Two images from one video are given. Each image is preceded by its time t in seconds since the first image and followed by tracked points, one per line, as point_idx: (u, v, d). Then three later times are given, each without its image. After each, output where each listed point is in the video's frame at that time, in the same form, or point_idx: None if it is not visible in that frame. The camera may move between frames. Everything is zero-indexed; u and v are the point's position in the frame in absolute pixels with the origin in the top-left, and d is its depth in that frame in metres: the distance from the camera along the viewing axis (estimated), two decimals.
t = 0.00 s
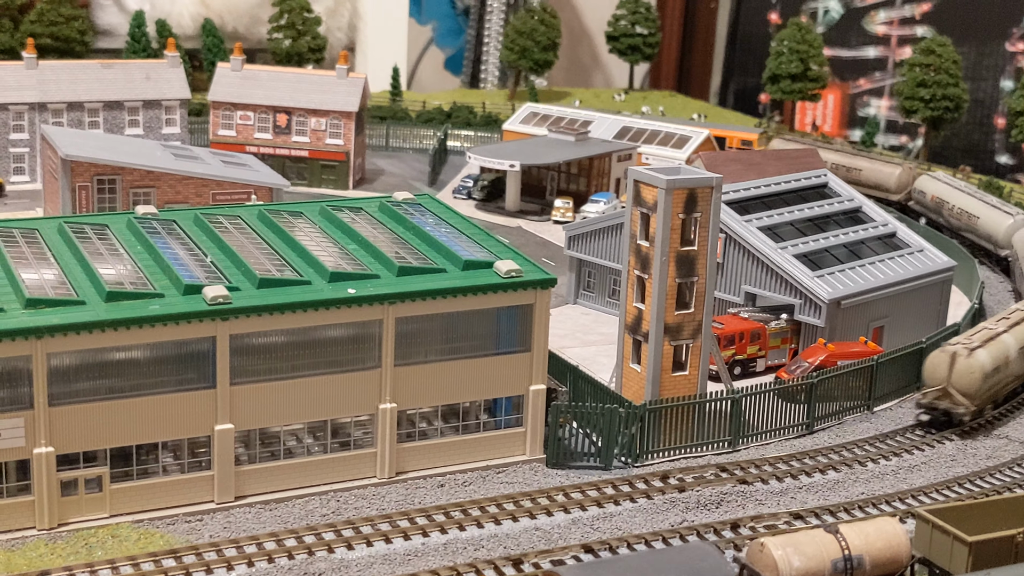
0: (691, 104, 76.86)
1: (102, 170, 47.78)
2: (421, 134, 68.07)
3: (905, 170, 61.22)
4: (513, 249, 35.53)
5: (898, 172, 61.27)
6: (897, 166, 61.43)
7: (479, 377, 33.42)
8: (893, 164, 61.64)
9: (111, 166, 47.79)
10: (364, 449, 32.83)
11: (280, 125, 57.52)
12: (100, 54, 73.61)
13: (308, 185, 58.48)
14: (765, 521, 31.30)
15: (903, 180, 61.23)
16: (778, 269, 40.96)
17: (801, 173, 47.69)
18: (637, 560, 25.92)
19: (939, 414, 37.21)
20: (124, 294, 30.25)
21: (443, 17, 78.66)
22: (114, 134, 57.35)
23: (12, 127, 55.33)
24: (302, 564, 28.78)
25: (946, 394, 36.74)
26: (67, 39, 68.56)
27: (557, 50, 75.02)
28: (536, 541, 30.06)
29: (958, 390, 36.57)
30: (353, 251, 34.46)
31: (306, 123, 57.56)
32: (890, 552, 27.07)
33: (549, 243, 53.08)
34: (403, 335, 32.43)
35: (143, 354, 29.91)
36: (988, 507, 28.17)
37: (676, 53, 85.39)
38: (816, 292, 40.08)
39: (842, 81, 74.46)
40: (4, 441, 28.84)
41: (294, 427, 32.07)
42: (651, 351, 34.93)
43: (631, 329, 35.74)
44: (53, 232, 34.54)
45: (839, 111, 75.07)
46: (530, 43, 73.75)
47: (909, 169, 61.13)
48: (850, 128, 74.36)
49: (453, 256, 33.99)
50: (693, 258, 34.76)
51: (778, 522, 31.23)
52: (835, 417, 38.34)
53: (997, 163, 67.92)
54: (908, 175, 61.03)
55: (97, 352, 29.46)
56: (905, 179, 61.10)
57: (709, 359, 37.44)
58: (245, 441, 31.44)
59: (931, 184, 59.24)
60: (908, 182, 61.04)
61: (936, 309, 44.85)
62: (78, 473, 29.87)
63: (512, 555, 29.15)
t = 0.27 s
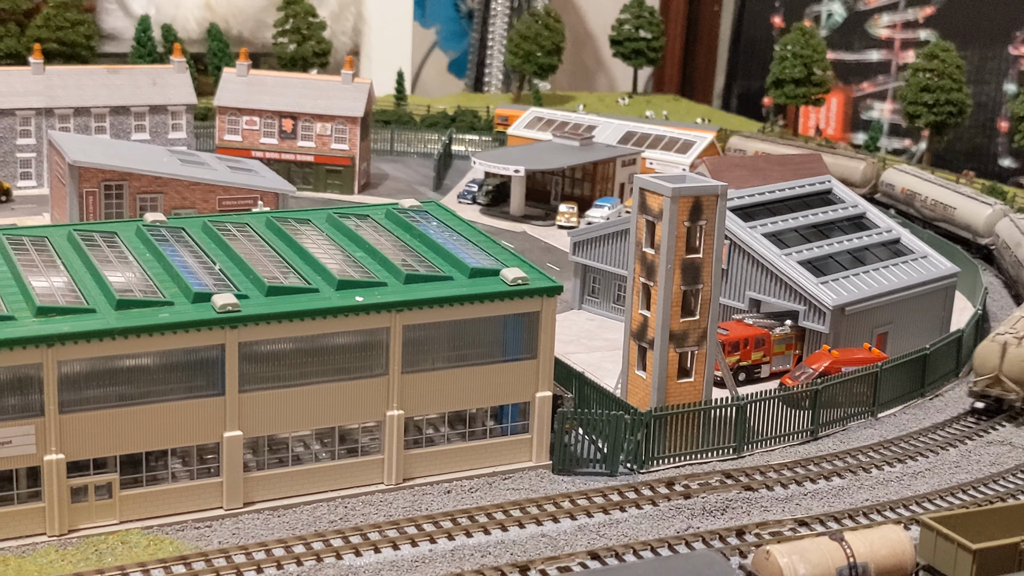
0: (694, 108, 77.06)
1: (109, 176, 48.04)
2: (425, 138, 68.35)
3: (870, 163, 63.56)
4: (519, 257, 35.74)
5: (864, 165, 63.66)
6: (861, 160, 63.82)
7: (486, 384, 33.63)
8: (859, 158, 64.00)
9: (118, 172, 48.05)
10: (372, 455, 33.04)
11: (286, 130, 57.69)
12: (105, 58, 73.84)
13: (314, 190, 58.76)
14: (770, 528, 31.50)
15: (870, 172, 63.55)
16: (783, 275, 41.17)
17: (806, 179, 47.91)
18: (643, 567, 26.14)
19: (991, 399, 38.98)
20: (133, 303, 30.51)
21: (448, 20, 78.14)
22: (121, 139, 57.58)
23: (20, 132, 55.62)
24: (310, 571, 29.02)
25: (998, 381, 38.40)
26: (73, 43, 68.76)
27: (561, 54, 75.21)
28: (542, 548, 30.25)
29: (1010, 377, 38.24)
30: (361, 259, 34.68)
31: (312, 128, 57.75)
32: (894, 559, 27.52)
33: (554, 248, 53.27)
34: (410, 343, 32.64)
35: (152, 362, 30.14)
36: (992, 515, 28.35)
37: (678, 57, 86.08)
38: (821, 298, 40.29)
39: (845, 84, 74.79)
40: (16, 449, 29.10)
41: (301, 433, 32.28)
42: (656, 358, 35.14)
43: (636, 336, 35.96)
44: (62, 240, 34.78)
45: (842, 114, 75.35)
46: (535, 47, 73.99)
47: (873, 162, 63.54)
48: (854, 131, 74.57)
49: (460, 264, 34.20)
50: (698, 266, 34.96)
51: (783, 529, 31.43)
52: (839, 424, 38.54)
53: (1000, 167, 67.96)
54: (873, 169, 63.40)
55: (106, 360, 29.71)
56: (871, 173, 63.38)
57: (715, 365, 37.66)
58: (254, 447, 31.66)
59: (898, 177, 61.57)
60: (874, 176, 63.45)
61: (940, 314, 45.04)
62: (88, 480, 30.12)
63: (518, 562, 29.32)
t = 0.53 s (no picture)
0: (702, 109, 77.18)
1: (123, 178, 48.33)
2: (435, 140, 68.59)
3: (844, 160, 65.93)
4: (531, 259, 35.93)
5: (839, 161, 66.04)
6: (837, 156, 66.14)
7: (501, 386, 33.84)
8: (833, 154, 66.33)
9: (131, 174, 48.34)
10: (387, 456, 33.27)
11: (297, 132, 57.94)
12: (115, 59, 74.19)
13: (324, 191, 58.79)
14: (783, 529, 31.73)
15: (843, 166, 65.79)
16: (793, 277, 41.37)
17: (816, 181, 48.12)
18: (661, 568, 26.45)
19: None
20: (152, 305, 30.79)
21: (454, 21, 79.09)
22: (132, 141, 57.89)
23: (33, 134, 55.96)
24: (326, 571, 29.28)
25: None
26: (84, 45, 69.01)
27: (569, 56, 75.40)
28: (557, 550, 30.45)
29: None
30: (376, 261, 34.90)
31: (323, 130, 57.96)
32: (908, 560, 27.74)
33: (564, 250, 53.42)
34: (426, 345, 32.89)
35: (170, 362, 30.42)
36: (1006, 517, 28.52)
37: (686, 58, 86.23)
38: (831, 300, 40.50)
39: (852, 85, 74.88)
40: (37, 450, 29.37)
41: (316, 435, 32.50)
42: (669, 360, 35.37)
43: (649, 339, 36.23)
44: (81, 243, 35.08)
45: (849, 114, 75.52)
46: (543, 48, 74.15)
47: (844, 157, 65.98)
48: (861, 131, 74.73)
49: (474, 266, 34.43)
50: (710, 269, 35.17)
51: (795, 530, 31.67)
52: (850, 425, 38.73)
53: (1007, 167, 68.00)
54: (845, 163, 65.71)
55: (125, 362, 29.98)
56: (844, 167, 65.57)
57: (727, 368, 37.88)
58: (271, 448, 31.91)
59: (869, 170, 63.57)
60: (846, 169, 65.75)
61: (949, 316, 45.20)
62: (107, 481, 30.38)
63: (533, 562, 29.54)
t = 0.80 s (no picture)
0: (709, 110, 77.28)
1: (135, 182, 48.68)
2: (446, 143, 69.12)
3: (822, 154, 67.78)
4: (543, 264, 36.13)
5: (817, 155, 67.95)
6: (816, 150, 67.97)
7: (513, 391, 34.09)
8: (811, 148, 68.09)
9: (143, 178, 48.69)
10: (400, 461, 33.55)
11: (307, 135, 58.19)
12: (125, 61, 74.54)
13: (334, 194, 58.97)
14: (793, 534, 32.05)
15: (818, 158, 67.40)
16: (803, 281, 41.57)
17: (825, 185, 48.29)
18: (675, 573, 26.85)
19: None
20: (168, 311, 31.08)
21: (462, 21, 79.04)
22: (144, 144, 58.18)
23: (45, 137, 56.39)
24: None
25: None
26: (94, 47, 69.26)
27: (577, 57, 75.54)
28: (571, 555, 30.74)
29: None
30: (388, 267, 35.15)
31: (333, 132, 58.20)
32: (919, 566, 28.25)
33: (573, 252, 53.59)
34: (439, 351, 33.15)
35: (185, 368, 30.71)
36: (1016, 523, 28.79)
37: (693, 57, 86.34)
38: (841, 304, 40.69)
39: (859, 84, 74.98)
40: (56, 455, 29.71)
41: (330, 440, 32.78)
42: (679, 366, 35.62)
43: (659, 344, 36.47)
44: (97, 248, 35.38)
45: (856, 114, 75.63)
46: (551, 50, 74.28)
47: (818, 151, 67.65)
48: (868, 131, 74.80)
49: (486, 272, 34.66)
50: (721, 274, 35.39)
51: (806, 535, 31.98)
52: (860, 430, 38.98)
53: (1014, 167, 68.07)
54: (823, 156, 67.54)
55: (141, 368, 30.28)
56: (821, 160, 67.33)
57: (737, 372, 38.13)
58: (286, 454, 32.20)
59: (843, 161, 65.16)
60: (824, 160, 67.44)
61: (958, 319, 45.40)
62: (124, 486, 30.71)
63: (547, 568, 29.81)
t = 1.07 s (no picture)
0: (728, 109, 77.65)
1: (163, 186, 49.46)
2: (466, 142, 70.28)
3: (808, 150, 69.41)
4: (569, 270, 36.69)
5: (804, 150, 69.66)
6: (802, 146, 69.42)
7: (540, 396, 34.68)
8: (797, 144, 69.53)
9: (171, 182, 49.43)
10: (430, 464, 34.19)
11: (330, 137, 58.96)
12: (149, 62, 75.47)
13: (357, 196, 59.54)
14: (816, 537, 32.61)
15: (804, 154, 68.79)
16: (824, 284, 42.04)
17: (845, 188, 48.70)
18: None
19: None
20: (203, 319, 31.75)
21: (479, 19, 80.78)
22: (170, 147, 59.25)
23: (73, 140, 57.55)
24: None
25: None
26: (120, 50, 70.09)
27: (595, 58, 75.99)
28: (599, 558, 31.34)
29: None
30: (417, 274, 35.75)
31: (356, 134, 58.85)
32: (943, 571, 28.73)
33: (594, 254, 54.06)
34: (468, 357, 33.76)
35: (220, 375, 31.37)
36: None
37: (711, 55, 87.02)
38: (862, 307, 41.14)
39: (876, 81, 75.17)
40: (95, 460, 30.42)
41: (361, 443, 33.43)
42: (703, 370, 36.17)
43: (684, 349, 37.03)
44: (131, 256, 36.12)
45: (874, 111, 75.91)
46: (570, 50, 74.72)
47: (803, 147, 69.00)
48: (885, 128, 75.16)
49: (513, 279, 35.24)
50: (744, 280, 35.90)
51: (829, 538, 32.54)
52: (881, 432, 39.44)
53: None
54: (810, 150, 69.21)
55: (177, 375, 30.95)
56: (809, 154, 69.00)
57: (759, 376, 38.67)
58: (319, 458, 32.86)
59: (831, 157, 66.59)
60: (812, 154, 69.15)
61: (978, 321, 45.78)
62: (161, 489, 31.41)
63: (575, 570, 30.44)
